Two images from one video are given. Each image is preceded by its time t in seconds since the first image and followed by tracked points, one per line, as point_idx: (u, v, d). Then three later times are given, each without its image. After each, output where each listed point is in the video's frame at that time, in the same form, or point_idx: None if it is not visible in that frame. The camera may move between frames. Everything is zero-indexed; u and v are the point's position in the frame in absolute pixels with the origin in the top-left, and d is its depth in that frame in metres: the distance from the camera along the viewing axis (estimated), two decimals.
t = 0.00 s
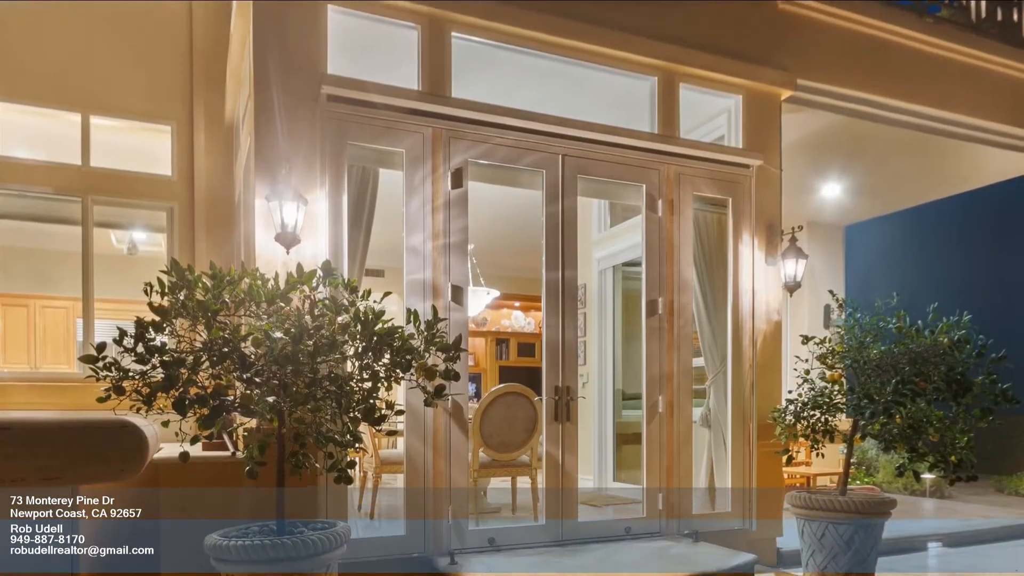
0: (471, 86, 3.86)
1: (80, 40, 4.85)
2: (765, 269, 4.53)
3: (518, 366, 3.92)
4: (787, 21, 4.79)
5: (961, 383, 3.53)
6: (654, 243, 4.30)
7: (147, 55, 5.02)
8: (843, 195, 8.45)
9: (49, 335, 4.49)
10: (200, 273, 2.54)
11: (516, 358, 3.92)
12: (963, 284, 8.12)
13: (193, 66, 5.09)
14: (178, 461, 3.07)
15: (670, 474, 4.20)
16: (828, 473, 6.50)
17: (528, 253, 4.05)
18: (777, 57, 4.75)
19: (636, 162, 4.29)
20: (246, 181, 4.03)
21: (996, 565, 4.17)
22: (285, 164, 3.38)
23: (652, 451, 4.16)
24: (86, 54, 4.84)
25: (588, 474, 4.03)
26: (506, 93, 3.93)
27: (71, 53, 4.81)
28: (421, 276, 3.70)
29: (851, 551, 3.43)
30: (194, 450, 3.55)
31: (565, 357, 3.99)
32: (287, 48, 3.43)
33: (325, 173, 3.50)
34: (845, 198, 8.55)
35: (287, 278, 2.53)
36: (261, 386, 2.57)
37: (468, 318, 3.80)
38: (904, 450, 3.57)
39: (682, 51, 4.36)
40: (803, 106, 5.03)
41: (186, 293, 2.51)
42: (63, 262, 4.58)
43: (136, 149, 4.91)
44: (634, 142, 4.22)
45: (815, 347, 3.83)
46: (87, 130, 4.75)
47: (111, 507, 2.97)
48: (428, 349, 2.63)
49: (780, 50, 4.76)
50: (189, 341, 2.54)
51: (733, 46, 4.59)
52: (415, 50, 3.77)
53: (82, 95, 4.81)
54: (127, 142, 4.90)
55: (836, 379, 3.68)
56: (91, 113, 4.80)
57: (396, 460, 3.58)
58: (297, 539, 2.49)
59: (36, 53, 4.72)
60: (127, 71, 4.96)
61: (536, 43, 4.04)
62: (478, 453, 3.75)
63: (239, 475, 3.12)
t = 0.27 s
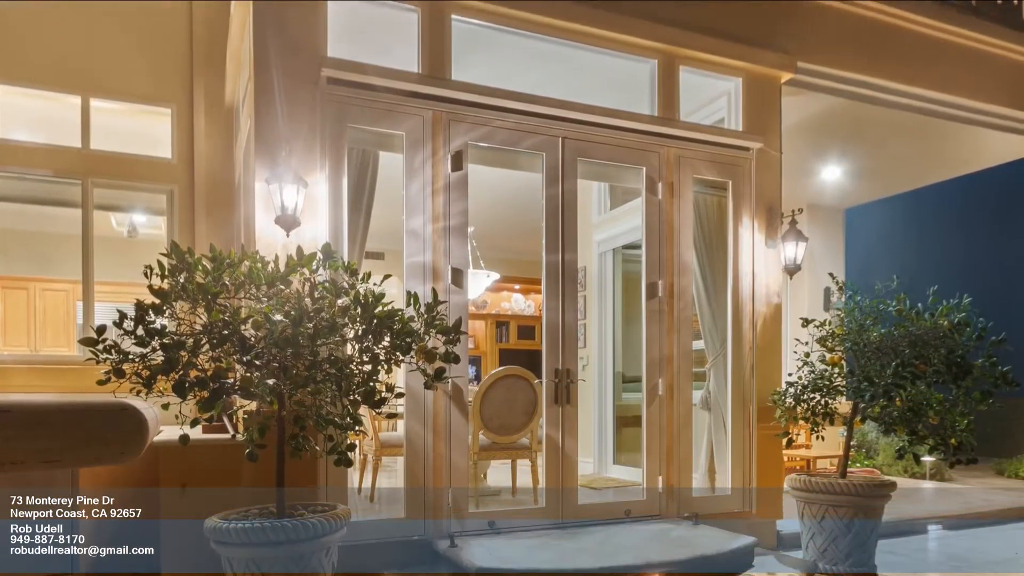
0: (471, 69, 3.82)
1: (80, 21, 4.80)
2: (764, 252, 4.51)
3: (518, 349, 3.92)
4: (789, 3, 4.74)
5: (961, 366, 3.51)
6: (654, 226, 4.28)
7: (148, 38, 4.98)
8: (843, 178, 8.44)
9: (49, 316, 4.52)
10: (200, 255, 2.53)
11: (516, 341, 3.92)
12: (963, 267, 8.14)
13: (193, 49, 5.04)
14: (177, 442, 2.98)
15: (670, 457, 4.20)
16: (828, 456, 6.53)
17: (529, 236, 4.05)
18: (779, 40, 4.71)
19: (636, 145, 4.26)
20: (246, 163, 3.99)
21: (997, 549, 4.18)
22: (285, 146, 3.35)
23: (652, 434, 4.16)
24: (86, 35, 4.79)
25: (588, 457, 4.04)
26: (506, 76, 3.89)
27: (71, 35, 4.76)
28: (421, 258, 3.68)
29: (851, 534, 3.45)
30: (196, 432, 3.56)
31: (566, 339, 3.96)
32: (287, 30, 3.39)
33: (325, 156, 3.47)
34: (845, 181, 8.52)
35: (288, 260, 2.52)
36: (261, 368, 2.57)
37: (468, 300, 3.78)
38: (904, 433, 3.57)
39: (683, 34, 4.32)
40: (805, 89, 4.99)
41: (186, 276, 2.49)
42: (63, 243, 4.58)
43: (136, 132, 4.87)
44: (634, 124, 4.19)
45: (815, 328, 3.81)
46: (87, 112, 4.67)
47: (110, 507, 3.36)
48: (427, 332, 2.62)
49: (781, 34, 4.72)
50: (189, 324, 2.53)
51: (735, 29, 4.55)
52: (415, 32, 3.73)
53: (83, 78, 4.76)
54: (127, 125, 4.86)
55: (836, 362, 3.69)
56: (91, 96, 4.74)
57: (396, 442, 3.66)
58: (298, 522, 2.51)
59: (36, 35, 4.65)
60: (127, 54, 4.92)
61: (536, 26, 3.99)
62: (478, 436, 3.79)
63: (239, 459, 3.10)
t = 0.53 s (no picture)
0: (471, 52, 3.78)
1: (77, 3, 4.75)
2: (765, 235, 4.50)
3: (518, 332, 3.92)
4: None
5: (961, 349, 3.52)
6: (654, 209, 4.26)
7: (148, 20, 4.92)
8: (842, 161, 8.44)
9: (50, 300, 4.49)
10: (199, 238, 2.51)
11: (516, 324, 3.91)
12: (963, 248, 8.11)
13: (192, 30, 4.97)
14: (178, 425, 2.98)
15: (670, 439, 4.21)
16: (829, 438, 6.56)
17: (530, 219, 4.04)
18: (779, 23, 4.67)
19: (636, 127, 4.23)
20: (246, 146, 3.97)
21: (999, 532, 4.20)
22: (285, 129, 3.34)
23: (652, 417, 4.16)
24: (85, 17, 4.75)
25: (588, 440, 4.04)
26: (507, 59, 3.85)
27: (71, 16, 4.71)
28: (421, 241, 3.66)
29: (852, 516, 3.47)
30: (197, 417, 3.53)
31: (566, 322, 3.96)
32: (287, 13, 3.36)
33: (325, 139, 3.46)
34: (845, 164, 8.49)
35: (288, 243, 2.50)
36: (261, 351, 2.56)
37: (468, 283, 3.78)
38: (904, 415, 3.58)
39: (683, 16, 4.27)
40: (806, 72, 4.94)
41: (186, 259, 2.48)
42: (62, 226, 4.52)
43: (136, 115, 4.86)
44: (634, 107, 4.15)
45: (815, 311, 3.81)
46: (87, 94, 4.65)
47: (110, 508, 3.55)
48: (427, 315, 2.61)
49: (782, 16, 4.67)
50: (189, 306, 2.51)
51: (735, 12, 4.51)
52: (415, 15, 3.70)
53: (82, 61, 4.71)
54: (127, 108, 4.84)
55: (836, 345, 3.69)
56: (92, 79, 4.70)
57: (396, 425, 3.66)
58: (297, 505, 2.51)
59: (35, 16, 4.60)
60: (127, 36, 4.85)
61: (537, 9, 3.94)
62: (479, 418, 3.77)
63: (239, 442, 3.09)
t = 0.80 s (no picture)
0: (470, 35, 3.74)
1: None
2: (765, 218, 4.46)
3: (518, 315, 3.91)
4: None
5: (961, 332, 3.53)
6: (654, 192, 4.24)
7: None
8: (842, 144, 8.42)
9: (49, 283, 4.31)
10: (199, 221, 2.49)
11: (516, 307, 3.90)
12: (962, 231, 7.96)
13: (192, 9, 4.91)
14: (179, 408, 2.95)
15: (670, 424, 4.20)
16: (829, 421, 6.58)
17: (532, 202, 3.99)
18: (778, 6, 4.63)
19: (636, 110, 4.20)
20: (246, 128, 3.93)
21: (999, 515, 4.22)
22: (285, 112, 3.32)
23: (652, 400, 4.14)
24: None
25: (588, 424, 4.06)
26: (506, 42, 3.81)
27: None
28: (421, 224, 3.64)
29: (852, 499, 3.50)
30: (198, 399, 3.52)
31: (566, 306, 3.95)
32: None
33: (325, 121, 3.44)
34: (844, 146, 8.46)
35: (287, 226, 2.50)
36: (261, 334, 2.55)
37: (468, 266, 3.75)
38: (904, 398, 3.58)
39: None
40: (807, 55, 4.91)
41: (186, 242, 2.47)
42: (64, 209, 4.43)
43: (135, 97, 4.75)
44: (635, 89, 4.12)
45: (815, 294, 3.80)
46: (87, 78, 4.59)
47: (110, 508, 3.60)
48: (427, 298, 2.61)
49: None
50: (189, 289, 2.51)
51: None
52: None
53: (83, 43, 4.67)
54: (126, 91, 4.75)
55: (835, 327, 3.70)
56: (92, 62, 4.65)
57: (396, 408, 3.64)
58: (297, 487, 2.51)
59: None
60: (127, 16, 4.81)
61: None
62: (478, 402, 3.77)
63: (239, 424, 3.09)
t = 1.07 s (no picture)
0: (470, 17, 3.66)
1: None
2: (765, 201, 4.42)
3: (518, 298, 3.90)
4: None
5: (961, 315, 3.50)
6: (654, 175, 4.22)
7: None
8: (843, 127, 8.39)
9: (49, 265, 4.38)
10: (200, 204, 2.48)
11: (516, 289, 3.88)
12: (963, 210, 8.22)
13: None
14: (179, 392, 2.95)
15: (670, 407, 4.21)
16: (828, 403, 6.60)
17: (531, 185, 4.02)
18: None
19: (636, 92, 4.16)
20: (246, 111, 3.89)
21: (1000, 498, 4.24)
22: (285, 95, 3.31)
23: (652, 383, 4.15)
24: None
25: (588, 407, 4.08)
26: (507, 24, 3.71)
27: None
28: (421, 207, 3.61)
29: (852, 481, 3.52)
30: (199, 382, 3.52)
31: (566, 289, 3.93)
32: None
33: (325, 104, 3.42)
34: (845, 129, 8.41)
35: (287, 209, 2.49)
36: (261, 317, 2.54)
37: (468, 249, 3.73)
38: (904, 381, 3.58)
39: None
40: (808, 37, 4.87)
41: (186, 225, 2.46)
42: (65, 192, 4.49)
43: (135, 81, 4.66)
44: (634, 72, 4.08)
45: (816, 276, 3.79)
46: (88, 61, 4.46)
47: (111, 508, 3.65)
48: (427, 281, 2.60)
49: None
50: (189, 272, 2.50)
51: None
52: None
53: (82, 27, 4.52)
54: (127, 74, 4.66)
55: (835, 311, 3.70)
56: (92, 45, 4.51)
57: (396, 392, 3.65)
58: (297, 470, 2.53)
59: None
60: None
61: None
62: (478, 384, 3.78)
63: (239, 407, 3.09)
